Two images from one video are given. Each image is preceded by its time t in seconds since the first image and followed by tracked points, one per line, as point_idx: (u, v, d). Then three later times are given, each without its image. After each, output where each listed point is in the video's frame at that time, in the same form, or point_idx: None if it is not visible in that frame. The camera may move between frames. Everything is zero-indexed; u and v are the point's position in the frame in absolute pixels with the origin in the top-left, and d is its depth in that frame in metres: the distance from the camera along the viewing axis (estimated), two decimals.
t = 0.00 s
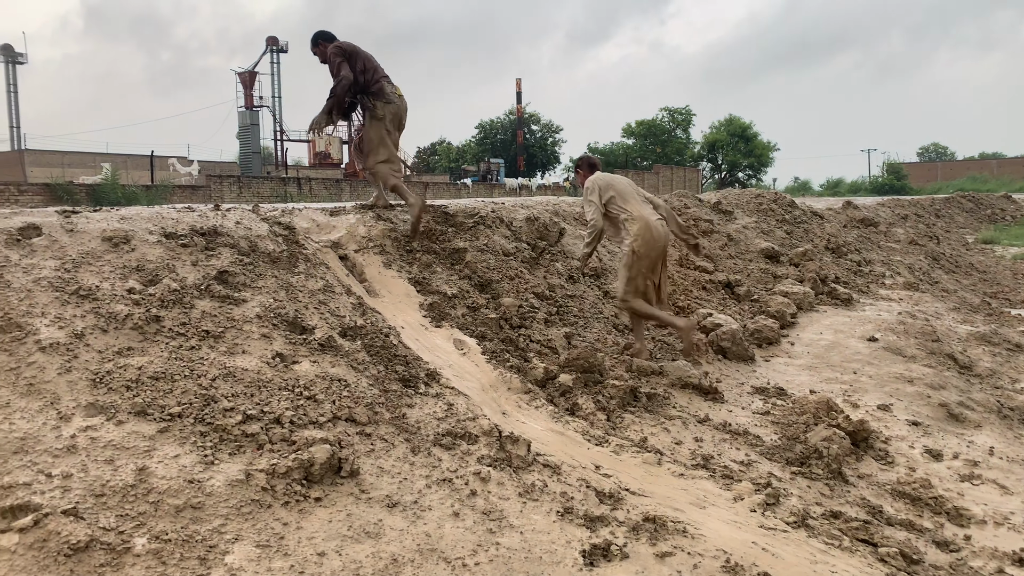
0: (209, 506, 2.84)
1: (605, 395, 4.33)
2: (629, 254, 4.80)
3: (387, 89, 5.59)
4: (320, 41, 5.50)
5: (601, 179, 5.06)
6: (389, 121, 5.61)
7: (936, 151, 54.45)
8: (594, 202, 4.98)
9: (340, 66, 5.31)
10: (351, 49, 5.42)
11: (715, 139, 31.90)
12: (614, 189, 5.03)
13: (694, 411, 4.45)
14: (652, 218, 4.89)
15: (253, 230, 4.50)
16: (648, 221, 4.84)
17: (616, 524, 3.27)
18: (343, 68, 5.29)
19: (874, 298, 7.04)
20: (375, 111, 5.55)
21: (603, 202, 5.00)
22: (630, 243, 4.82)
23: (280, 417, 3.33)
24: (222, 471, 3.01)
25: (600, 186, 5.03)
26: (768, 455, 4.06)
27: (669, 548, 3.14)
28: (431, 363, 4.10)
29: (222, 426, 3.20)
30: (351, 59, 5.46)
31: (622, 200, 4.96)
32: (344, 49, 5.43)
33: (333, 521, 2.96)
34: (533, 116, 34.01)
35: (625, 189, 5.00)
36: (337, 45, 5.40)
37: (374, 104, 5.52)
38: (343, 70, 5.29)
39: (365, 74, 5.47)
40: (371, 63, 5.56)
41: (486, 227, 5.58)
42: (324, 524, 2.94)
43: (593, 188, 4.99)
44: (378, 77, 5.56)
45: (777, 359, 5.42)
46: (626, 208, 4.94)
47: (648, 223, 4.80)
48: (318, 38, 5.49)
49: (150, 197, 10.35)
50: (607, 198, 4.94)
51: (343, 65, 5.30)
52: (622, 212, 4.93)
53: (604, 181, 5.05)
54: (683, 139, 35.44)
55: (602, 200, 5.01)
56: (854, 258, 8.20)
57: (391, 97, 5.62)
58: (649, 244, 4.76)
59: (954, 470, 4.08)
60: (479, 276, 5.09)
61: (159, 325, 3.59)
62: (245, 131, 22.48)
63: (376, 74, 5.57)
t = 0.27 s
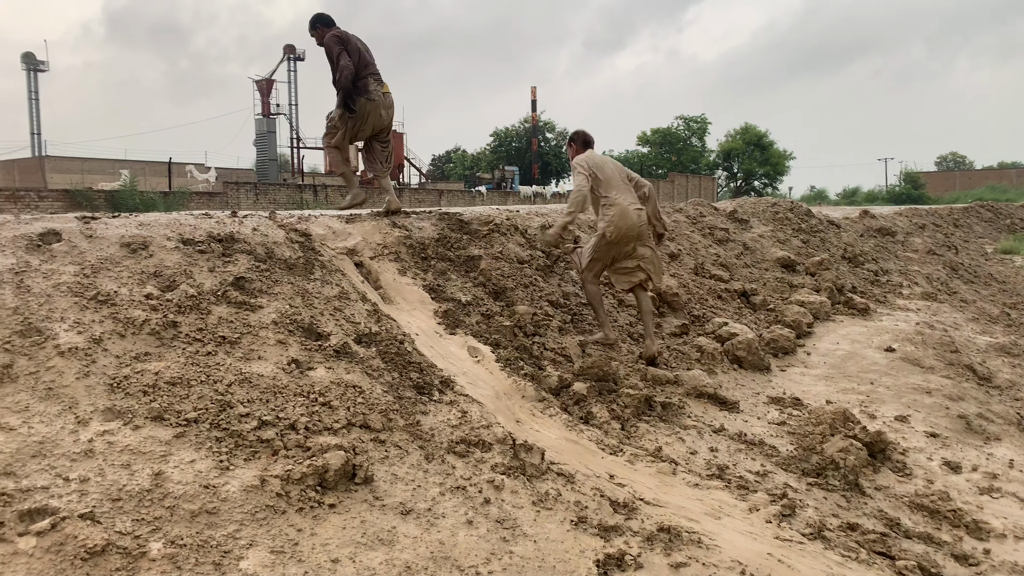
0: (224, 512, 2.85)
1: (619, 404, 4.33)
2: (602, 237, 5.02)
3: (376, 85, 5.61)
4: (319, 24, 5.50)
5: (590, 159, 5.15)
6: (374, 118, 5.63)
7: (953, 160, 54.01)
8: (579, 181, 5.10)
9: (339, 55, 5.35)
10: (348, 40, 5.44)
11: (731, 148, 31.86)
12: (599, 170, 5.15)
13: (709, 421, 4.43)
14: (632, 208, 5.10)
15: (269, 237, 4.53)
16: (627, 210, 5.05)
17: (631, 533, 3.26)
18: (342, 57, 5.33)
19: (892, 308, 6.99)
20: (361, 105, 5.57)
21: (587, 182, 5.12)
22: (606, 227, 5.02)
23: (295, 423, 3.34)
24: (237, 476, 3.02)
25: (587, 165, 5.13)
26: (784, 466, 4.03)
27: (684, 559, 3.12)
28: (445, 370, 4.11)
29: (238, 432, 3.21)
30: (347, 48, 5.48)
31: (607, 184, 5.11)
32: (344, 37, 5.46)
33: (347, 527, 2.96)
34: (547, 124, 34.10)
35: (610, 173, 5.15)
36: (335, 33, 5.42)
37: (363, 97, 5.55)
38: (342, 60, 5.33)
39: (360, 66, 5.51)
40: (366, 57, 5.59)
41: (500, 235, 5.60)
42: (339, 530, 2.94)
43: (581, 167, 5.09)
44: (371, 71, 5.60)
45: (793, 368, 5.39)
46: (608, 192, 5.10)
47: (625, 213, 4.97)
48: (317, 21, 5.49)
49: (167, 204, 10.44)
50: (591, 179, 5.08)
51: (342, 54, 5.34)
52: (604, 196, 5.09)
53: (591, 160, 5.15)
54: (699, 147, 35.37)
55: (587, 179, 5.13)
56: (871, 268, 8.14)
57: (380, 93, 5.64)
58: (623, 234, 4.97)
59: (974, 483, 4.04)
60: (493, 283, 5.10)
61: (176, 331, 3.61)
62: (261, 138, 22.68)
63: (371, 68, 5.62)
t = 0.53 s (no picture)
0: (240, 517, 2.86)
1: (635, 413, 4.32)
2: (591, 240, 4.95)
3: (354, 99, 5.59)
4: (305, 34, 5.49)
5: (577, 163, 5.12)
6: (353, 131, 5.63)
7: (979, 173, 53.44)
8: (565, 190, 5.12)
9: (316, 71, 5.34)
10: (329, 53, 5.44)
11: (747, 157, 31.77)
12: (588, 174, 5.09)
13: (725, 432, 4.41)
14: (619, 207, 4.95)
15: (288, 244, 4.56)
16: (615, 211, 4.92)
17: (646, 544, 3.24)
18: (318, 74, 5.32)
19: (910, 319, 6.93)
20: (339, 119, 5.58)
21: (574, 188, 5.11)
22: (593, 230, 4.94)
23: (312, 430, 3.35)
24: (254, 482, 3.03)
25: (574, 171, 5.12)
26: (801, 477, 4.00)
27: (700, 570, 3.10)
28: (460, 378, 4.11)
29: (255, 438, 3.23)
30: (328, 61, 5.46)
31: (593, 186, 5.04)
32: (325, 51, 5.44)
33: (362, 535, 2.96)
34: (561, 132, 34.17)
35: (597, 175, 5.06)
36: (317, 47, 5.40)
37: (342, 111, 5.54)
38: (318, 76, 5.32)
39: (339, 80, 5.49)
40: (348, 70, 5.58)
41: (516, 243, 5.61)
42: (354, 537, 2.94)
43: (567, 174, 5.10)
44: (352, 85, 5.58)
45: (810, 379, 5.36)
46: (596, 195, 5.02)
47: (611, 214, 4.87)
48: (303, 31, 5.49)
49: (186, 211, 10.55)
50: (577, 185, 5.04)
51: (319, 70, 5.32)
52: (592, 199, 5.03)
53: (578, 165, 5.12)
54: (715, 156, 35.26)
55: (574, 185, 5.12)
56: (889, 279, 8.08)
57: (358, 107, 5.63)
58: (611, 234, 4.86)
59: (995, 497, 3.99)
60: (509, 291, 5.11)
61: (195, 336, 3.64)
62: (277, 145, 22.88)
63: (352, 81, 5.59)
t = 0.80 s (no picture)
0: (257, 523, 2.87)
1: (651, 423, 4.30)
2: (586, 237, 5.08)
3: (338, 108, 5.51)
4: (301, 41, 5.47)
5: (567, 168, 5.30)
6: (338, 140, 5.57)
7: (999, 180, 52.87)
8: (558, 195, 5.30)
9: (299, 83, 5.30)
10: (317, 61, 5.40)
11: (765, 165, 31.65)
12: (579, 178, 5.27)
13: (742, 442, 4.38)
14: (612, 204, 5.12)
15: (305, 251, 4.59)
16: (607, 208, 5.09)
17: (663, 554, 3.22)
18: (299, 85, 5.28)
19: (930, 329, 6.86)
20: (324, 128, 5.53)
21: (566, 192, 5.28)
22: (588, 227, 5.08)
23: (328, 437, 3.35)
24: (271, 488, 3.04)
25: (565, 177, 5.30)
26: (819, 489, 3.96)
27: None
28: (476, 386, 4.11)
29: (272, 444, 3.24)
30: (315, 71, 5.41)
31: (585, 188, 5.20)
32: (314, 61, 5.39)
33: (378, 542, 2.96)
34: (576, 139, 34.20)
35: (588, 177, 5.23)
36: (306, 57, 5.36)
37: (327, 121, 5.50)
38: (299, 88, 5.28)
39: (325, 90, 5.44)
40: (337, 80, 5.53)
41: (532, 251, 5.61)
42: (370, 545, 2.94)
43: (558, 179, 5.28)
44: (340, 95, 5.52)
45: (829, 389, 5.31)
46: (588, 196, 5.18)
47: (603, 212, 5.05)
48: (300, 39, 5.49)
49: (205, 217, 10.65)
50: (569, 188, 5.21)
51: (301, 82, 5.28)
52: (584, 200, 5.19)
53: (568, 170, 5.30)
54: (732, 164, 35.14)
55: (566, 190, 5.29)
56: (909, 288, 8.01)
57: (345, 116, 5.57)
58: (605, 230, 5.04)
59: (1018, 511, 3.93)
60: (525, 299, 5.11)
61: (213, 342, 3.66)
62: (294, 151, 23.04)
63: (340, 91, 5.53)
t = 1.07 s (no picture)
0: (272, 529, 2.87)
1: (667, 430, 4.28)
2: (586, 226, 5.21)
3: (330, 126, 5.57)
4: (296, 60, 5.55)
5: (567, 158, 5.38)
6: (329, 155, 5.63)
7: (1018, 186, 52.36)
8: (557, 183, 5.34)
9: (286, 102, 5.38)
10: (307, 81, 5.46)
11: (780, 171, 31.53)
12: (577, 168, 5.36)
13: (759, 450, 4.35)
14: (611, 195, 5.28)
15: (321, 257, 4.61)
16: (607, 198, 5.24)
17: (678, 562, 3.20)
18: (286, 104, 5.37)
19: (949, 337, 6.79)
20: (314, 143, 5.60)
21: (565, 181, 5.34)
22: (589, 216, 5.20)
23: (343, 442, 3.35)
24: (286, 494, 3.04)
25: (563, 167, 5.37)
26: (837, 497, 3.92)
27: None
28: (490, 392, 4.11)
29: (287, 449, 3.24)
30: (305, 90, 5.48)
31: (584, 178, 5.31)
32: (303, 80, 5.46)
33: (392, 548, 2.95)
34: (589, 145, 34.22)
35: (587, 168, 5.34)
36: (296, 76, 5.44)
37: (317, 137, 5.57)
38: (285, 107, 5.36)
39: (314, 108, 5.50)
40: (327, 98, 5.59)
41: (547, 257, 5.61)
42: (384, 551, 2.93)
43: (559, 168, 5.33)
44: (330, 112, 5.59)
45: (846, 397, 5.27)
46: (587, 187, 5.29)
47: (602, 200, 5.19)
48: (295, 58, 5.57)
49: (222, 223, 10.74)
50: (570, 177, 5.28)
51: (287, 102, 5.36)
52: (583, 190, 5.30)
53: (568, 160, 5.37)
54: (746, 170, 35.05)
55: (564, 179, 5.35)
56: (927, 295, 7.94)
57: (335, 132, 5.63)
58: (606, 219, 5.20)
59: None
60: (539, 306, 5.10)
61: (229, 347, 3.68)
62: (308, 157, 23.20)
63: (330, 108, 5.60)
